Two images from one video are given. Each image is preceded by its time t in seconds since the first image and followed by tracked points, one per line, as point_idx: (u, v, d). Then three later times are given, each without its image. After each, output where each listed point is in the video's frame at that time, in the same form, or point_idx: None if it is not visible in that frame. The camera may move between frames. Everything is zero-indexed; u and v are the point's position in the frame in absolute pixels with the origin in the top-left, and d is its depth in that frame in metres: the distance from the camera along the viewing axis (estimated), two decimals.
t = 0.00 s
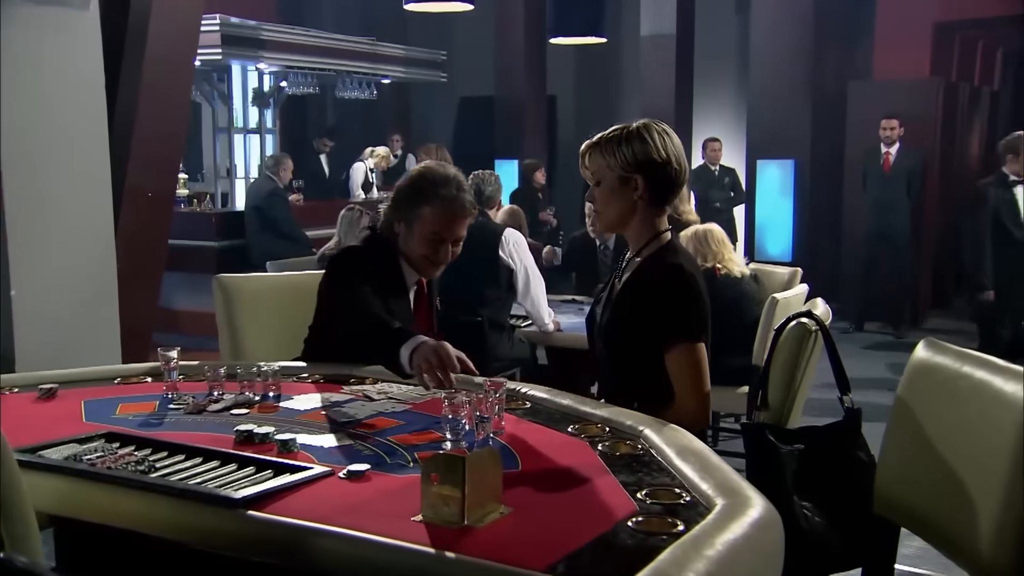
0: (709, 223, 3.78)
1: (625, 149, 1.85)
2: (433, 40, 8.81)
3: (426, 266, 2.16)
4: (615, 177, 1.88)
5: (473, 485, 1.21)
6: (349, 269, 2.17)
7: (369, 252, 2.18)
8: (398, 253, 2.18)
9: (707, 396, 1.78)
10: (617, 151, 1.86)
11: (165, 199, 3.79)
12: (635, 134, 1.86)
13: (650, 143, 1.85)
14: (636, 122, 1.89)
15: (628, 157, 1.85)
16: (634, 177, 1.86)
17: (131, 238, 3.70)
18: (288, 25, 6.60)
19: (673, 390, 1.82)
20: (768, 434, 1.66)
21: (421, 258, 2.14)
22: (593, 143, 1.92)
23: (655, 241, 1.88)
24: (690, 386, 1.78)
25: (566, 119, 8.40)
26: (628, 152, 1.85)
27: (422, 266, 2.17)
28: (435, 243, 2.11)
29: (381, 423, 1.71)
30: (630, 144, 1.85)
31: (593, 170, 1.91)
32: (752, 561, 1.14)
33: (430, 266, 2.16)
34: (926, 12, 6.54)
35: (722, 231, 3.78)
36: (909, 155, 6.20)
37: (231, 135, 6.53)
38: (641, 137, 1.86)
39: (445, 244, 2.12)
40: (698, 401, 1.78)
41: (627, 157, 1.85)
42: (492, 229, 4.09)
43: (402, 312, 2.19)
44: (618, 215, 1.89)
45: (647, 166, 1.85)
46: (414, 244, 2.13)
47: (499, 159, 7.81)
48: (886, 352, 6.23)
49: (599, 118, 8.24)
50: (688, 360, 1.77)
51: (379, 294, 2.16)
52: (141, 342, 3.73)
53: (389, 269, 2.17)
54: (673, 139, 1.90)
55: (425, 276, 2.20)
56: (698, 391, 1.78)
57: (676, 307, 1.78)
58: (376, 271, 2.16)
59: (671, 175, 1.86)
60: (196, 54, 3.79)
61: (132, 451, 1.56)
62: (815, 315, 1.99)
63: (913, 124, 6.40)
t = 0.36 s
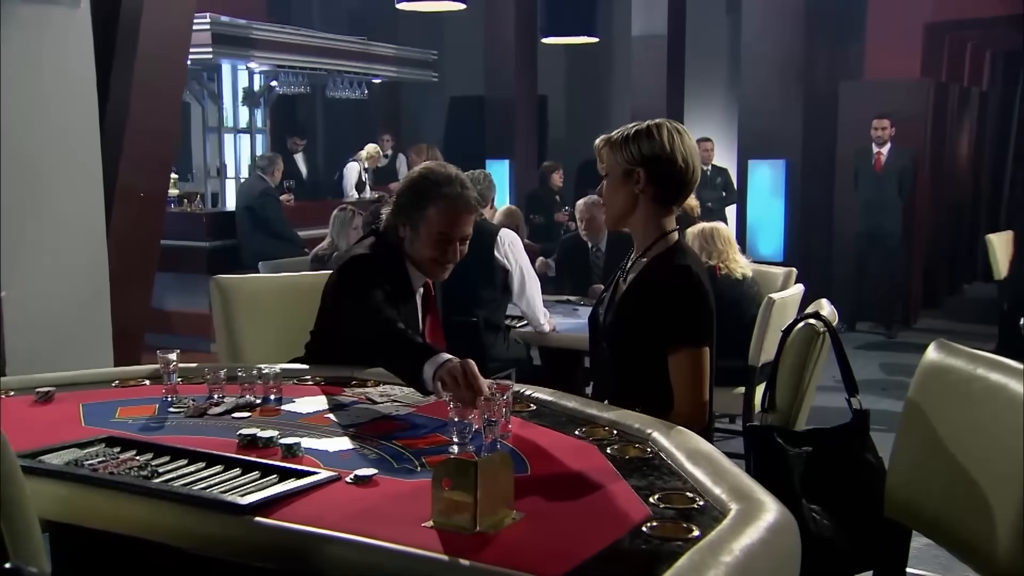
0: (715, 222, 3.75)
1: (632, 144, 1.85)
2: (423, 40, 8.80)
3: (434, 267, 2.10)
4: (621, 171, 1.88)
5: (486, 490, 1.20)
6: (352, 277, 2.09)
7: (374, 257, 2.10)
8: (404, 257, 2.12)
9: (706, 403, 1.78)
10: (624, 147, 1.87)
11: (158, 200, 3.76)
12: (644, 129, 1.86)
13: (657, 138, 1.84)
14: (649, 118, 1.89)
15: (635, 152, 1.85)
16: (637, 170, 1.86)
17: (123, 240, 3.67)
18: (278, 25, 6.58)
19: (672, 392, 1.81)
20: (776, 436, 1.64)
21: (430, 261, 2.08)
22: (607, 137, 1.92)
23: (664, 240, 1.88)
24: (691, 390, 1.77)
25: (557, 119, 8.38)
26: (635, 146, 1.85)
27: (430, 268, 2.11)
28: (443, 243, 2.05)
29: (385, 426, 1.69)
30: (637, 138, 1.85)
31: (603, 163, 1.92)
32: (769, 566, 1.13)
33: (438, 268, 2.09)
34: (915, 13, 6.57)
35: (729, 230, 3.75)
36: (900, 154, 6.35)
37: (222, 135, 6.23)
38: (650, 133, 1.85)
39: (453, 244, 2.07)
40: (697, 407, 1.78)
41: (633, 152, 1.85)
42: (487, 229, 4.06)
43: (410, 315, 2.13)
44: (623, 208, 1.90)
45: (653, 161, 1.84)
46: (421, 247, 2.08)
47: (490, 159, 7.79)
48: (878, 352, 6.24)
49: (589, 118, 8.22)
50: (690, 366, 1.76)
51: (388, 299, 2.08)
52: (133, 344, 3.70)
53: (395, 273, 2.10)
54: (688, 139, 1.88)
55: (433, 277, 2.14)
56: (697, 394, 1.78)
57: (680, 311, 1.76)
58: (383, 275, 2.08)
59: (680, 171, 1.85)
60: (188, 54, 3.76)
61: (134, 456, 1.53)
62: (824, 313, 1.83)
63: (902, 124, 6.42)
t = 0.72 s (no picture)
0: (709, 223, 3.74)
1: (638, 145, 1.86)
2: (411, 40, 8.77)
3: (414, 242, 2.29)
4: (625, 172, 1.90)
5: (497, 496, 1.18)
6: (328, 257, 2.32)
7: (352, 238, 2.32)
8: (380, 236, 2.32)
9: (712, 405, 1.75)
10: (629, 148, 1.88)
11: (148, 201, 3.72)
12: (649, 130, 1.87)
13: (662, 138, 1.85)
14: (658, 119, 1.90)
15: (639, 154, 1.86)
16: (641, 171, 1.87)
17: (113, 242, 3.63)
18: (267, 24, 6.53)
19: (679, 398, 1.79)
20: (783, 438, 1.64)
21: (405, 241, 2.29)
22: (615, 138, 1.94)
23: (669, 242, 1.88)
24: (699, 396, 1.75)
25: (545, 120, 8.29)
26: (640, 146, 1.86)
27: (405, 249, 2.32)
28: (420, 218, 2.25)
29: (388, 430, 1.68)
30: (642, 139, 1.86)
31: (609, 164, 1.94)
32: (785, 571, 1.11)
33: (418, 241, 2.29)
34: (905, 14, 6.56)
35: (721, 231, 3.75)
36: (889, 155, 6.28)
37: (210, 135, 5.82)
38: (656, 134, 1.86)
39: (428, 215, 2.26)
40: (704, 409, 1.76)
41: (636, 153, 1.87)
42: (479, 230, 4.10)
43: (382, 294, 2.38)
44: (627, 208, 1.92)
45: (657, 162, 1.85)
46: (399, 227, 2.28)
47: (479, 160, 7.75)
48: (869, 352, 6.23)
49: (578, 120, 8.23)
50: (697, 369, 1.74)
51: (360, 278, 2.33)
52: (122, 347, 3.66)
53: (370, 253, 2.33)
54: (696, 140, 1.88)
55: (411, 253, 2.33)
56: (705, 400, 1.75)
57: (687, 313, 1.75)
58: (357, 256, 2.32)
59: (685, 171, 1.86)
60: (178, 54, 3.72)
61: (135, 461, 1.50)
62: (830, 315, 1.83)
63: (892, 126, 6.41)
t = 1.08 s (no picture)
0: (705, 222, 3.73)
1: (642, 146, 1.85)
2: (402, 39, 8.72)
3: (388, 223, 2.33)
4: (629, 174, 1.89)
5: (511, 501, 1.16)
6: (293, 255, 2.32)
7: (321, 231, 2.37)
8: (350, 224, 2.38)
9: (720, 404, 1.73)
10: (632, 150, 1.87)
11: (141, 201, 3.69)
12: (650, 131, 1.86)
13: (665, 139, 1.84)
14: (660, 119, 1.88)
15: (642, 156, 1.85)
16: (646, 173, 1.86)
17: (105, 243, 3.60)
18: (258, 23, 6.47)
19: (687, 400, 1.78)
20: (793, 442, 1.63)
21: (376, 226, 2.34)
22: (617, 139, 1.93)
23: (676, 243, 1.88)
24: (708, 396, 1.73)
25: (537, 120, 8.16)
26: (645, 147, 1.85)
27: (379, 234, 2.36)
28: (389, 198, 2.31)
29: (395, 433, 1.66)
30: (645, 140, 1.86)
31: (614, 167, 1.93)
32: None
33: (392, 222, 2.33)
34: (898, 14, 6.55)
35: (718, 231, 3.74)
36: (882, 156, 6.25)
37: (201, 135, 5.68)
38: (658, 135, 1.85)
39: (400, 192, 2.32)
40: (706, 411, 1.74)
41: (639, 155, 1.86)
42: (476, 231, 4.01)
43: (355, 281, 2.38)
44: (634, 210, 1.91)
45: (662, 163, 1.84)
46: (368, 211, 2.33)
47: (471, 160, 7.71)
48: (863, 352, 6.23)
49: (569, 118, 8.08)
50: (705, 368, 1.72)
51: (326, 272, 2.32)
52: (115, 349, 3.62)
53: (339, 241, 2.36)
54: (698, 139, 1.87)
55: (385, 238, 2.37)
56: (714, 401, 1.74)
57: (694, 312, 1.74)
58: (323, 244, 2.34)
59: (688, 171, 1.85)
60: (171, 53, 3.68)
61: (139, 467, 1.48)
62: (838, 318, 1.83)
63: (884, 126, 6.41)
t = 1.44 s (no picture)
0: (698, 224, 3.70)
1: (644, 154, 1.86)
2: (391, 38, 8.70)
3: (371, 217, 2.30)
4: (636, 184, 1.88)
5: (525, 506, 1.14)
6: (276, 257, 2.34)
7: (305, 232, 2.35)
8: (333, 224, 2.35)
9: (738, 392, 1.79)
10: (633, 158, 1.87)
11: (131, 202, 3.65)
12: (648, 137, 1.87)
13: (664, 142, 1.86)
14: (645, 124, 1.90)
15: (646, 163, 1.86)
16: (657, 179, 1.87)
17: (94, 245, 3.57)
18: (247, 23, 6.45)
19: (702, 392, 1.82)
20: (802, 445, 1.63)
21: (359, 222, 2.31)
22: (603, 152, 1.93)
23: (690, 245, 1.91)
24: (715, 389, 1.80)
25: (526, 119, 8.13)
26: (648, 154, 1.86)
27: (363, 231, 2.34)
28: (370, 190, 2.28)
29: (400, 437, 1.64)
30: (644, 147, 1.87)
31: (609, 181, 1.91)
32: None
33: (375, 216, 2.30)
34: (885, 15, 6.57)
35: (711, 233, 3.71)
36: (872, 156, 6.20)
37: (190, 134, 5.59)
38: (656, 140, 1.87)
39: (380, 184, 2.29)
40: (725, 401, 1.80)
41: (645, 163, 1.86)
42: (471, 231, 4.00)
43: (336, 279, 2.36)
44: (643, 218, 1.92)
45: (666, 168, 1.86)
46: (349, 208, 2.31)
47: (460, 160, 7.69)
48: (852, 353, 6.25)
49: (559, 119, 7.94)
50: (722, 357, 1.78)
51: (308, 273, 2.32)
52: (105, 352, 3.58)
53: (322, 240, 2.35)
54: (686, 139, 1.91)
55: (371, 235, 2.35)
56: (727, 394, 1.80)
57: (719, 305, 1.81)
58: (304, 243, 2.33)
59: (689, 171, 1.88)
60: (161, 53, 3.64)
61: (143, 472, 1.46)
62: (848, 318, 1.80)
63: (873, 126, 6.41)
